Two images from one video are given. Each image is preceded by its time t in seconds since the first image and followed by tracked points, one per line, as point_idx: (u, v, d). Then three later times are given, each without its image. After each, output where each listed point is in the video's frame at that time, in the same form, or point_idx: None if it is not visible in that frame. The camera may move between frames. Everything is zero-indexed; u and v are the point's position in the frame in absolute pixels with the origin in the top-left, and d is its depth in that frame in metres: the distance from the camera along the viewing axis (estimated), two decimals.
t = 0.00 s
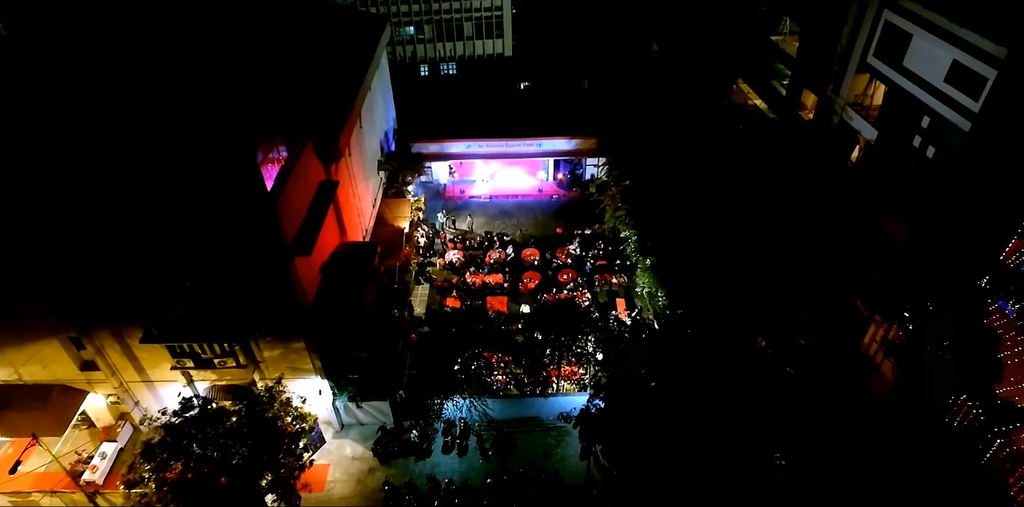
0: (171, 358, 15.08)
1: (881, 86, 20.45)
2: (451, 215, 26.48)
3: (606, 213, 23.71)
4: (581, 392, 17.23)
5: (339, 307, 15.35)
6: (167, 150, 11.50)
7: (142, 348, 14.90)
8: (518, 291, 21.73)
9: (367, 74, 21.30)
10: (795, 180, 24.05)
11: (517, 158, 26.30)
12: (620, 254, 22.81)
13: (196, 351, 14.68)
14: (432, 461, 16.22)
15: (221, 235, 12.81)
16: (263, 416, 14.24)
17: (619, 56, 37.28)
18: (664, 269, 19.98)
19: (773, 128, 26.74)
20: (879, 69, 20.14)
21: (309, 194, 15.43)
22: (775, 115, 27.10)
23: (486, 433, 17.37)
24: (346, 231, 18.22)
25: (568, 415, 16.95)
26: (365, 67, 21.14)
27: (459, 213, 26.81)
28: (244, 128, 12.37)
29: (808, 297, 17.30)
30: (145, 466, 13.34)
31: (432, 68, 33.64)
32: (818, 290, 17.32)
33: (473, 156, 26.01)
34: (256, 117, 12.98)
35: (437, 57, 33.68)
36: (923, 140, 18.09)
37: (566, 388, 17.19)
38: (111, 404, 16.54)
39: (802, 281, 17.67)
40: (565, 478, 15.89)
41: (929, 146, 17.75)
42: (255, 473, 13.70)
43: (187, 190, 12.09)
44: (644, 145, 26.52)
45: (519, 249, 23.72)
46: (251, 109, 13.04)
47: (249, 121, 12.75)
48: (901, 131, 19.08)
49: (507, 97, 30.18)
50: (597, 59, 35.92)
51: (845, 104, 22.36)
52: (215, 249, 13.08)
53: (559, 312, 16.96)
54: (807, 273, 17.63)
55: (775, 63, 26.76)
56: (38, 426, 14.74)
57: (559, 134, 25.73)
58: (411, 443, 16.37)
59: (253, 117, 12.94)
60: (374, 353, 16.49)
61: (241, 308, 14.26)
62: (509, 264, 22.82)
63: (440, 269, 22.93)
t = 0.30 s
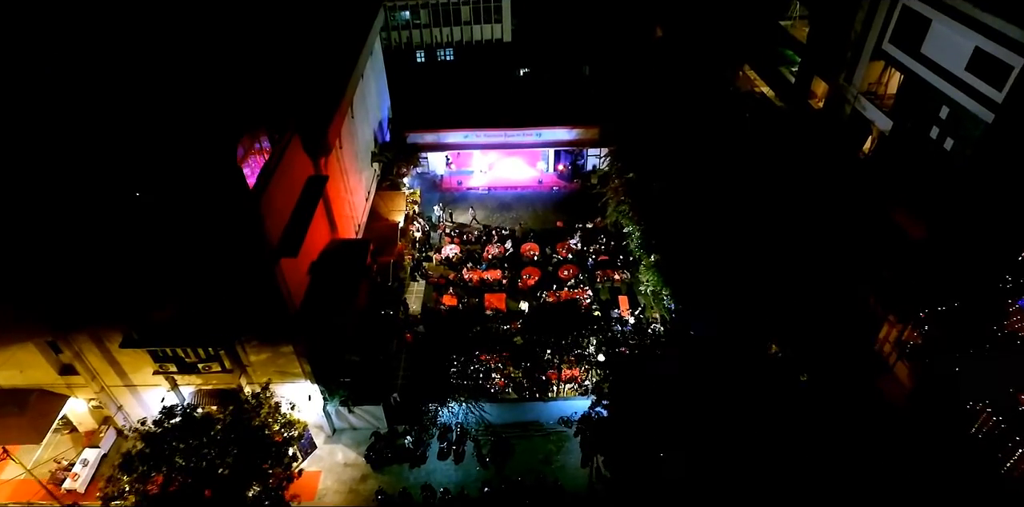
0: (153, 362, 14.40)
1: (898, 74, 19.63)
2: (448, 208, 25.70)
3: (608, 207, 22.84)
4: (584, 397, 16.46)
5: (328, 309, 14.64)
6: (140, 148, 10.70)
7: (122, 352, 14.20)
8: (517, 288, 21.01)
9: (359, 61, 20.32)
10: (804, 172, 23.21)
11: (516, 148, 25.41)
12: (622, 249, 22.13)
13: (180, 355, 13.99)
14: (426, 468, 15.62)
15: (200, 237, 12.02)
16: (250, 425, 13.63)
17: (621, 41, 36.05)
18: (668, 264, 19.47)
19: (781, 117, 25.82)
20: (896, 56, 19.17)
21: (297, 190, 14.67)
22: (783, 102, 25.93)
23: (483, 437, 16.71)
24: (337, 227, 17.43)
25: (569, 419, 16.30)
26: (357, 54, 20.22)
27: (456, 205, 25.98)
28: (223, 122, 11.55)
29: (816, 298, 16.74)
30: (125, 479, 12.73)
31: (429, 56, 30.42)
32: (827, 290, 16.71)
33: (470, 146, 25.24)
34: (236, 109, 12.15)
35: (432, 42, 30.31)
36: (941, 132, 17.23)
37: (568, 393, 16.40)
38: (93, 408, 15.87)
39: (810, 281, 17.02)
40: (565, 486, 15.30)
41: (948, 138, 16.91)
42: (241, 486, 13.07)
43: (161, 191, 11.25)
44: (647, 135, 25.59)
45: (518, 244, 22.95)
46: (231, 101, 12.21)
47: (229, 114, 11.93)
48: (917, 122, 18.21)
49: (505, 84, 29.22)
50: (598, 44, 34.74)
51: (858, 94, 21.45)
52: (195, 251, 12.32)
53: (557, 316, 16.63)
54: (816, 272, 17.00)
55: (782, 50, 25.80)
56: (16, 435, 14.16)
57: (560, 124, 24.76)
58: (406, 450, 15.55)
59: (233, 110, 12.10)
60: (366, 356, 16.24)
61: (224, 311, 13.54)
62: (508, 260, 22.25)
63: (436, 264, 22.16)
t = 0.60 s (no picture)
0: (134, 368, 13.73)
1: (914, 61, 18.67)
2: (445, 200, 24.89)
3: (610, 201, 21.92)
4: (582, 400, 15.89)
5: (318, 313, 13.93)
6: (106, 146, 9.82)
7: (102, 358, 13.51)
8: (516, 284, 20.34)
9: (351, 48, 19.40)
10: (814, 163, 22.35)
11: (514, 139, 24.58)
12: (625, 244, 21.31)
13: (163, 360, 13.33)
14: (421, 475, 15.07)
15: (179, 239, 11.26)
16: (235, 436, 12.99)
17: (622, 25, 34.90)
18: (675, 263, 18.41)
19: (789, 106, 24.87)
20: (912, 43, 18.27)
21: (283, 187, 13.89)
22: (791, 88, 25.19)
23: (480, 442, 16.17)
24: (328, 224, 16.68)
25: (569, 424, 15.75)
26: (348, 40, 19.26)
27: (453, 197, 25.14)
28: (200, 116, 10.71)
29: (832, 297, 15.81)
30: (103, 493, 12.13)
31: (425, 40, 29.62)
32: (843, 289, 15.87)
33: (468, 136, 24.28)
34: (216, 102, 11.29)
35: (431, 27, 29.40)
36: (960, 124, 16.41)
37: (567, 397, 15.87)
38: (74, 413, 15.25)
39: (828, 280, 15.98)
40: (566, 494, 14.77)
41: (967, 131, 16.11)
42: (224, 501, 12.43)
43: (133, 192, 10.42)
44: (650, 125, 24.73)
45: (517, 239, 22.23)
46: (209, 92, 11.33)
47: (207, 107, 11.06)
48: (936, 113, 17.36)
49: (503, 71, 28.14)
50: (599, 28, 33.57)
51: (871, 82, 20.55)
52: (174, 254, 11.55)
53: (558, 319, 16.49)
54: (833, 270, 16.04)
55: (791, 36, 25.19)
56: None
57: (560, 114, 23.92)
58: (400, 457, 14.94)
59: (212, 102, 11.24)
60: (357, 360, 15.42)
61: (208, 316, 12.83)
62: (506, 256, 21.50)
63: (433, 261, 21.56)
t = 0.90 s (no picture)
0: (115, 375, 13.08)
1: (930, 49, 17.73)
2: (442, 194, 24.12)
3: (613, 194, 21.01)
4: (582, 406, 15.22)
5: (306, 317, 13.28)
6: (71, 144, 9.08)
7: (81, 364, 12.83)
8: (515, 282, 19.64)
9: (343, 35, 18.56)
10: (824, 157, 21.51)
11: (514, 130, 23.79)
12: (628, 240, 20.62)
13: (144, 366, 12.68)
14: (416, 484, 14.60)
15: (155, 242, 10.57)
16: (219, 445, 12.36)
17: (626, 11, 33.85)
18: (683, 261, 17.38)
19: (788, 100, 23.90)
20: (930, 30, 17.42)
21: (269, 184, 13.13)
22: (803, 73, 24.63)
23: (476, 449, 15.63)
24: (319, 221, 15.98)
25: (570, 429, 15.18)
26: (339, 27, 18.39)
27: (451, 190, 24.40)
28: (175, 111, 9.92)
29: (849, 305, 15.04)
30: None
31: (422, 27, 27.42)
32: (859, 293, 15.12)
33: (465, 127, 23.45)
34: (194, 94, 10.50)
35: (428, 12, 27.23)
36: (980, 115, 15.58)
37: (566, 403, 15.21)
38: (55, 419, 14.63)
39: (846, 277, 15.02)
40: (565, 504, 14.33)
41: (987, 123, 15.27)
42: None
43: (102, 193, 9.70)
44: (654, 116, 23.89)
45: (516, 234, 21.52)
46: (187, 84, 10.52)
47: (182, 100, 10.27)
48: (955, 104, 16.54)
49: (500, 58, 27.07)
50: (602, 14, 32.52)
51: (886, 71, 19.70)
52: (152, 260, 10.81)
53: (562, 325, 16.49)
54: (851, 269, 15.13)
55: (801, 22, 25.34)
56: None
57: (561, 103, 23.13)
58: (393, 466, 14.30)
59: (188, 95, 10.44)
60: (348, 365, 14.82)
61: (190, 322, 12.15)
62: (505, 252, 20.70)
63: (430, 256, 20.74)
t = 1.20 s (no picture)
0: (95, 382, 12.46)
1: (948, 37, 17.40)
2: (438, 186, 23.38)
3: (615, 189, 20.57)
4: (584, 412, 14.79)
5: (296, 321, 12.66)
6: (30, 143, 8.24)
7: (59, 372, 12.15)
8: (513, 279, 19.05)
9: (334, 21, 17.68)
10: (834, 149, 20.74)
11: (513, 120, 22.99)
12: (631, 236, 19.99)
13: (124, 374, 12.03)
14: (411, 493, 14.13)
15: (128, 248, 9.82)
16: (203, 457, 11.81)
17: None
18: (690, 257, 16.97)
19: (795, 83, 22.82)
20: (949, 18, 17.01)
21: (254, 182, 12.42)
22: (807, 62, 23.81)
23: (474, 456, 15.14)
24: (308, 219, 15.28)
25: (571, 436, 14.68)
26: (330, 12, 17.49)
27: (447, 181, 23.67)
28: (149, 107, 9.20)
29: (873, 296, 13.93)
30: None
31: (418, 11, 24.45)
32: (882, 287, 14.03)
33: (463, 117, 22.67)
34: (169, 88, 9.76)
35: None
36: (1001, 107, 15.44)
37: (567, 408, 14.69)
38: (34, 425, 13.99)
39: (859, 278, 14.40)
40: None
41: (1010, 115, 15.22)
42: None
43: (68, 197, 8.92)
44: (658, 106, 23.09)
45: (515, 229, 20.88)
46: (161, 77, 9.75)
47: (155, 95, 9.51)
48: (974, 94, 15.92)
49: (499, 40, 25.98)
50: None
51: (901, 60, 19.26)
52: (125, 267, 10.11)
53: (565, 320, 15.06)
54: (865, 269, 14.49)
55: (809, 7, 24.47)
56: None
57: (562, 93, 22.32)
58: (388, 475, 13.83)
59: (162, 89, 9.68)
60: (339, 371, 14.29)
61: (171, 330, 11.50)
62: (503, 249, 20.09)
63: (426, 253, 20.17)
